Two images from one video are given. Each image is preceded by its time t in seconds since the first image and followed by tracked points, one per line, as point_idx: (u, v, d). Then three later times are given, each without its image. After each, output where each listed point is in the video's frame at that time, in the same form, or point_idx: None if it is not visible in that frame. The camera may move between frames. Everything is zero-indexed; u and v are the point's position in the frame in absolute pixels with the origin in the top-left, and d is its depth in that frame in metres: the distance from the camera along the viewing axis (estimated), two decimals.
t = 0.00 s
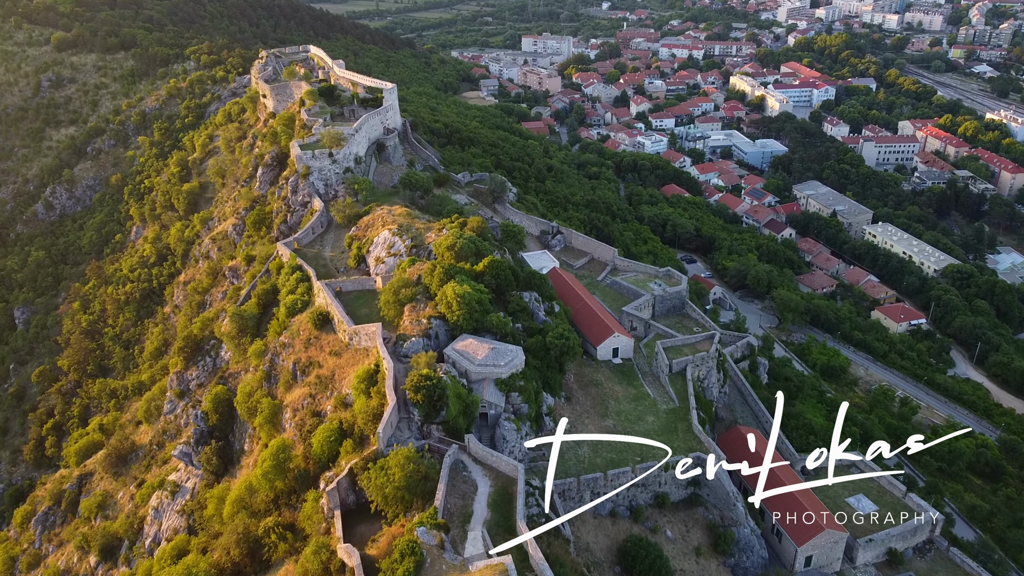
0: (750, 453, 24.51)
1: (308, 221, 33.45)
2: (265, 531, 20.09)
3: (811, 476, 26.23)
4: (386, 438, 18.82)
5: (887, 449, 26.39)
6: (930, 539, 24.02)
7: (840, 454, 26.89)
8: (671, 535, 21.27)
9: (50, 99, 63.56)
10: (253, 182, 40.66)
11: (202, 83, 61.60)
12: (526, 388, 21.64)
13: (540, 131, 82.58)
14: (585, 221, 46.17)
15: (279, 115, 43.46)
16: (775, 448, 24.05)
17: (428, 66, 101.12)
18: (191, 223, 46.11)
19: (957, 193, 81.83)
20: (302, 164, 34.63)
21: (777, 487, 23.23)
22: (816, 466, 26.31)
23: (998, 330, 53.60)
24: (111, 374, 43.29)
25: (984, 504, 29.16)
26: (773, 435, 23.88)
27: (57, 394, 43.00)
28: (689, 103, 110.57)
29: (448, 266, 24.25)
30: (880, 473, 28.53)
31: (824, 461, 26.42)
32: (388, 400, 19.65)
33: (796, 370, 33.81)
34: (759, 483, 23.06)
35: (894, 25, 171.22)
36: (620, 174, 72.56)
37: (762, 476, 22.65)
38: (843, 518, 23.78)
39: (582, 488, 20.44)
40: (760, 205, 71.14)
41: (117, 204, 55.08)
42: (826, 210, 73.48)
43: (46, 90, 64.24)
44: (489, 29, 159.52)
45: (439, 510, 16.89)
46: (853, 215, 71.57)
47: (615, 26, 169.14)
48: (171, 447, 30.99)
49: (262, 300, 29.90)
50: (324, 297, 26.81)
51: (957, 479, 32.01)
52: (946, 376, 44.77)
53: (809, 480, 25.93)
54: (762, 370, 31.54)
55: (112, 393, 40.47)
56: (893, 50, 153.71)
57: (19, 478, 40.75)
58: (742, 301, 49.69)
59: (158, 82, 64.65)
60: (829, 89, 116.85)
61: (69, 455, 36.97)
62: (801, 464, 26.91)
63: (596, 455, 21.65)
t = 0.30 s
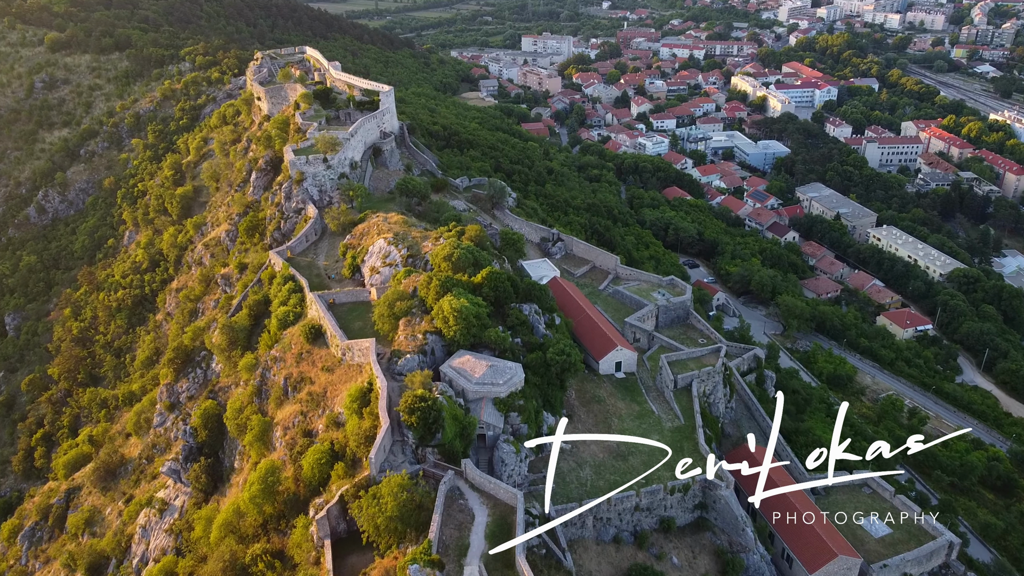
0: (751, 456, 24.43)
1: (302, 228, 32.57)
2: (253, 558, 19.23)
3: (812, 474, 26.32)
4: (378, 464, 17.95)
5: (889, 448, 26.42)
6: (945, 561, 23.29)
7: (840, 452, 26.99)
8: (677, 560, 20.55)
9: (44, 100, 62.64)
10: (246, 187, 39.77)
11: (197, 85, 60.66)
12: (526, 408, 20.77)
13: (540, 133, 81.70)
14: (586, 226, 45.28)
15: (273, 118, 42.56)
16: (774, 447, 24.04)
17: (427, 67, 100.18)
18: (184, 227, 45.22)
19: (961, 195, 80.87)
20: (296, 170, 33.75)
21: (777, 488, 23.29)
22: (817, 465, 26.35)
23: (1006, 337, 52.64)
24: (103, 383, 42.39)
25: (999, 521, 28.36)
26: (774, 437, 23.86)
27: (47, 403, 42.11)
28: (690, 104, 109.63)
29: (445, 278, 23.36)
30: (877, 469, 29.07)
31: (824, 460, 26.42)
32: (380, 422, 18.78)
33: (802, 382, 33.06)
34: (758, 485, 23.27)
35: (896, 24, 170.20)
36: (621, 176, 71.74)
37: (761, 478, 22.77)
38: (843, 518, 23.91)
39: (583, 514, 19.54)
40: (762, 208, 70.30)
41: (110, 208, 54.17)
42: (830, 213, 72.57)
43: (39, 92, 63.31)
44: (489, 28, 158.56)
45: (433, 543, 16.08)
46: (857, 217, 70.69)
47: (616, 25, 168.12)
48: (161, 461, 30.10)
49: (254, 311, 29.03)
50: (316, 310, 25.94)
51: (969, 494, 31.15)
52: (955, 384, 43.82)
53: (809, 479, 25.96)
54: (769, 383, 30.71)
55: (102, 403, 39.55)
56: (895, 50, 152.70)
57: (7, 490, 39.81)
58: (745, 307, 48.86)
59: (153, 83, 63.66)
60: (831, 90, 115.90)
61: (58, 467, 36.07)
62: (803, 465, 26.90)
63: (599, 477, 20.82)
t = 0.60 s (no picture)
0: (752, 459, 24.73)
1: (295, 236, 31.66)
2: None
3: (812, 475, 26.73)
4: (369, 492, 17.06)
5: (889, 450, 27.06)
6: None
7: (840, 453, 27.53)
8: None
9: (37, 102, 61.68)
10: (240, 192, 38.83)
11: (192, 86, 59.71)
12: (526, 431, 19.95)
13: (540, 134, 80.79)
14: (587, 230, 44.36)
15: (268, 121, 41.63)
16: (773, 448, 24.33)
17: (427, 67, 99.26)
18: (177, 233, 44.31)
19: (966, 197, 79.90)
20: (289, 176, 32.86)
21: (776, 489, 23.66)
22: (817, 465, 26.84)
23: (1015, 343, 51.72)
24: (93, 392, 41.45)
25: (1014, 540, 27.57)
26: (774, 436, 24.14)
27: (36, 413, 41.18)
28: (691, 104, 108.70)
29: (442, 292, 22.44)
30: (880, 469, 29.71)
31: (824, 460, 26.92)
32: (373, 447, 17.91)
33: (810, 395, 32.34)
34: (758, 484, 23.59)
35: (898, 24, 169.12)
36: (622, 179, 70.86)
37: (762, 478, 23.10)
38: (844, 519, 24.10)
39: (586, 541, 18.89)
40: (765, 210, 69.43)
41: (102, 212, 53.20)
42: (834, 215, 71.67)
43: (32, 93, 62.37)
44: (489, 28, 157.53)
45: None
46: (861, 220, 69.81)
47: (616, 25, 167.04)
48: (150, 477, 29.18)
49: (245, 323, 28.13)
50: (308, 323, 25.05)
51: (982, 510, 30.34)
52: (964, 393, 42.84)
53: (809, 479, 26.33)
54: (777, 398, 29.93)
55: (93, 413, 38.65)
56: (897, 50, 151.67)
57: None
58: (749, 313, 48.01)
59: (147, 85, 62.69)
60: (834, 90, 114.98)
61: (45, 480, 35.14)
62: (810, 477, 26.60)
63: (603, 502, 20.07)
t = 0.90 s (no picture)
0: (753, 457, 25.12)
1: (288, 245, 30.77)
2: None
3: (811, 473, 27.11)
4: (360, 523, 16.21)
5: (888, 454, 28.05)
6: None
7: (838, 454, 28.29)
8: None
9: (30, 104, 60.75)
10: (233, 198, 37.93)
11: (187, 88, 58.79)
12: (526, 455, 19.12)
13: (541, 136, 79.90)
14: (588, 236, 43.48)
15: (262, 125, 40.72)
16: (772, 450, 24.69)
17: (426, 68, 98.32)
18: (170, 239, 43.43)
19: (971, 200, 78.91)
20: (282, 182, 31.96)
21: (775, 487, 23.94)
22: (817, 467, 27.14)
23: None
24: (84, 402, 40.54)
25: None
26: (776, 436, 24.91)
27: (26, 423, 40.27)
28: (693, 105, 107.78)
29: (438, 306, 21.56)
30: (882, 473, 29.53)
31: (824, 462, 27.66)
32: (365, 474, 17.06)
33: (819, 409, 31.59)
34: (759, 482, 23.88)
35: (900, 23, 168.03)
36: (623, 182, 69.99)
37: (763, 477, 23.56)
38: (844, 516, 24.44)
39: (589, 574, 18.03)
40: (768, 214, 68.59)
41: (95, 217, 52.28)
42: (837, 218, 70.73)
43: (26, 96, 61.43)
44: (489, 28, 156.56)
45: None
46: (865, 224, 68.93)
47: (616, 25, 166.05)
48: (138, 494, 28.32)
49: (235, 336, 27.23)
50: (299, 338, 24.13)
51: (996, 527, 29.49)
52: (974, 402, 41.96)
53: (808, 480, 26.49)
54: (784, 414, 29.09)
55: (83, 424, 37.77)
56: (899, 50, 150.61)
57: None
58: (753, 320, 47.16)
59: (142, 87, 61.75)
60: (836, 91, 114.07)
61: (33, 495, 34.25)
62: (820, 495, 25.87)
63: (607, 529, 19.32)
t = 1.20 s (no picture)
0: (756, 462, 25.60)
1: (281, 253, 29.86)
2: None
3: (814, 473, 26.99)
4: (350, 557, 15.34)
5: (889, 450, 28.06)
6: None
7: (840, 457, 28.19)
8: None
9: (22, 106, 59.76)
10: (226, 204, 37.01)
11: (181, 90, 57.85)
12: (526, 481, 18.20)
13: (541, 137, 78.96)
14: (589, 241, 42.56)
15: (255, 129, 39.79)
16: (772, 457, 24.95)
17: (425, 68, 97.37)
18: (162, 245, 42.52)
19: (976, 202, 77.91)
20: (275, 189, 31.05)
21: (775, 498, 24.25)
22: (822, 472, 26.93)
23: None
24: (74, 412, 39.64)
25: None
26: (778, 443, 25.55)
27: (14, 434, 39.38)
28: (695, 106, 106.68)
29: (434, 322, 20.65)
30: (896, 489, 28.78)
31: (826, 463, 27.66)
32: (356, 504, 16.17)
33: (827, 423, 30.76)
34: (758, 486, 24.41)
35: (902, 23, 166.89)
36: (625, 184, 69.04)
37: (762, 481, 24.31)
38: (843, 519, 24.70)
39: None
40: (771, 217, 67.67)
41: (88, 221, 51.38)
42: (842, 221, 69.74)
43: (18, 97, 60.44)
44: (489, 28, 155.53)
45: None
46: (870, 227, 68.00)
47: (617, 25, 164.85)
48: (125, 512, 27.46)
49: (225, 350, 26.34)
50: (289, 354, 23.16)
51: (1010, 545, 28.63)
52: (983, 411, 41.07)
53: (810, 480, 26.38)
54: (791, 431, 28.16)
55: (72, 436, 36.90)
56: (901, 50, 149.46)
57: None
58: (758, 326, 46.28)
59: (136, 88, 60.81)
60: (838, 91, 113.09)
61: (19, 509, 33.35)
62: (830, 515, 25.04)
63: (611, 559, 18.47)
